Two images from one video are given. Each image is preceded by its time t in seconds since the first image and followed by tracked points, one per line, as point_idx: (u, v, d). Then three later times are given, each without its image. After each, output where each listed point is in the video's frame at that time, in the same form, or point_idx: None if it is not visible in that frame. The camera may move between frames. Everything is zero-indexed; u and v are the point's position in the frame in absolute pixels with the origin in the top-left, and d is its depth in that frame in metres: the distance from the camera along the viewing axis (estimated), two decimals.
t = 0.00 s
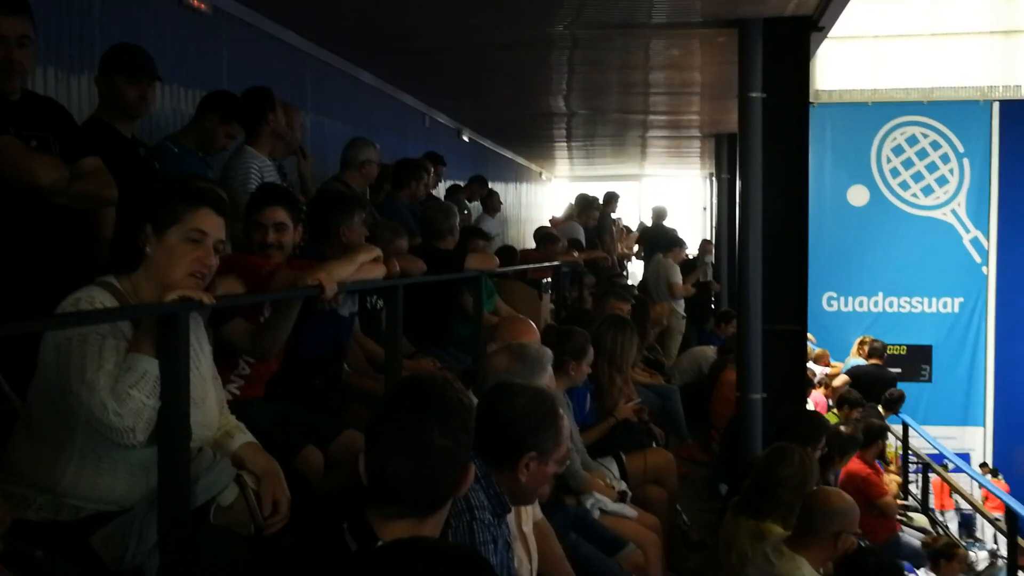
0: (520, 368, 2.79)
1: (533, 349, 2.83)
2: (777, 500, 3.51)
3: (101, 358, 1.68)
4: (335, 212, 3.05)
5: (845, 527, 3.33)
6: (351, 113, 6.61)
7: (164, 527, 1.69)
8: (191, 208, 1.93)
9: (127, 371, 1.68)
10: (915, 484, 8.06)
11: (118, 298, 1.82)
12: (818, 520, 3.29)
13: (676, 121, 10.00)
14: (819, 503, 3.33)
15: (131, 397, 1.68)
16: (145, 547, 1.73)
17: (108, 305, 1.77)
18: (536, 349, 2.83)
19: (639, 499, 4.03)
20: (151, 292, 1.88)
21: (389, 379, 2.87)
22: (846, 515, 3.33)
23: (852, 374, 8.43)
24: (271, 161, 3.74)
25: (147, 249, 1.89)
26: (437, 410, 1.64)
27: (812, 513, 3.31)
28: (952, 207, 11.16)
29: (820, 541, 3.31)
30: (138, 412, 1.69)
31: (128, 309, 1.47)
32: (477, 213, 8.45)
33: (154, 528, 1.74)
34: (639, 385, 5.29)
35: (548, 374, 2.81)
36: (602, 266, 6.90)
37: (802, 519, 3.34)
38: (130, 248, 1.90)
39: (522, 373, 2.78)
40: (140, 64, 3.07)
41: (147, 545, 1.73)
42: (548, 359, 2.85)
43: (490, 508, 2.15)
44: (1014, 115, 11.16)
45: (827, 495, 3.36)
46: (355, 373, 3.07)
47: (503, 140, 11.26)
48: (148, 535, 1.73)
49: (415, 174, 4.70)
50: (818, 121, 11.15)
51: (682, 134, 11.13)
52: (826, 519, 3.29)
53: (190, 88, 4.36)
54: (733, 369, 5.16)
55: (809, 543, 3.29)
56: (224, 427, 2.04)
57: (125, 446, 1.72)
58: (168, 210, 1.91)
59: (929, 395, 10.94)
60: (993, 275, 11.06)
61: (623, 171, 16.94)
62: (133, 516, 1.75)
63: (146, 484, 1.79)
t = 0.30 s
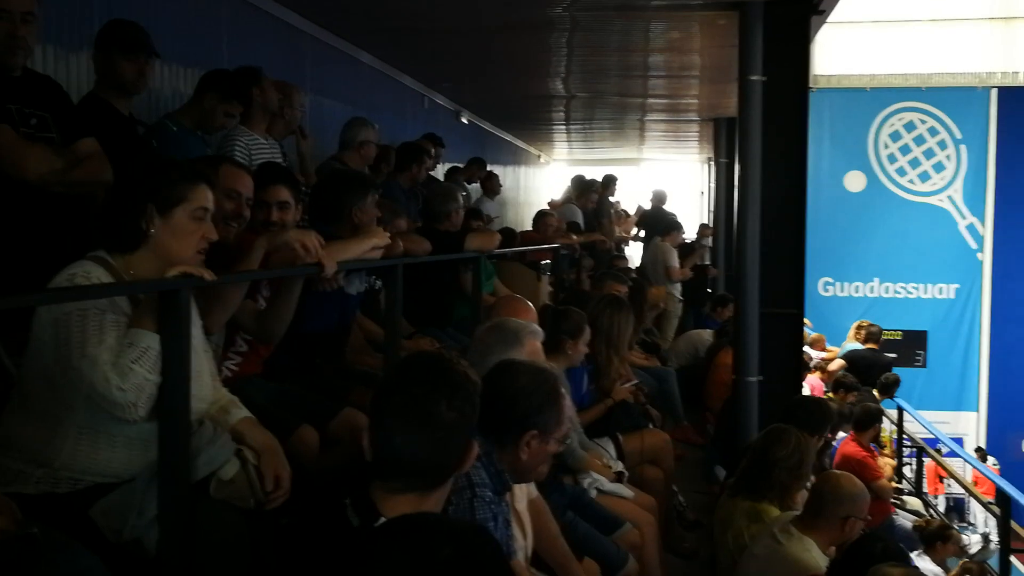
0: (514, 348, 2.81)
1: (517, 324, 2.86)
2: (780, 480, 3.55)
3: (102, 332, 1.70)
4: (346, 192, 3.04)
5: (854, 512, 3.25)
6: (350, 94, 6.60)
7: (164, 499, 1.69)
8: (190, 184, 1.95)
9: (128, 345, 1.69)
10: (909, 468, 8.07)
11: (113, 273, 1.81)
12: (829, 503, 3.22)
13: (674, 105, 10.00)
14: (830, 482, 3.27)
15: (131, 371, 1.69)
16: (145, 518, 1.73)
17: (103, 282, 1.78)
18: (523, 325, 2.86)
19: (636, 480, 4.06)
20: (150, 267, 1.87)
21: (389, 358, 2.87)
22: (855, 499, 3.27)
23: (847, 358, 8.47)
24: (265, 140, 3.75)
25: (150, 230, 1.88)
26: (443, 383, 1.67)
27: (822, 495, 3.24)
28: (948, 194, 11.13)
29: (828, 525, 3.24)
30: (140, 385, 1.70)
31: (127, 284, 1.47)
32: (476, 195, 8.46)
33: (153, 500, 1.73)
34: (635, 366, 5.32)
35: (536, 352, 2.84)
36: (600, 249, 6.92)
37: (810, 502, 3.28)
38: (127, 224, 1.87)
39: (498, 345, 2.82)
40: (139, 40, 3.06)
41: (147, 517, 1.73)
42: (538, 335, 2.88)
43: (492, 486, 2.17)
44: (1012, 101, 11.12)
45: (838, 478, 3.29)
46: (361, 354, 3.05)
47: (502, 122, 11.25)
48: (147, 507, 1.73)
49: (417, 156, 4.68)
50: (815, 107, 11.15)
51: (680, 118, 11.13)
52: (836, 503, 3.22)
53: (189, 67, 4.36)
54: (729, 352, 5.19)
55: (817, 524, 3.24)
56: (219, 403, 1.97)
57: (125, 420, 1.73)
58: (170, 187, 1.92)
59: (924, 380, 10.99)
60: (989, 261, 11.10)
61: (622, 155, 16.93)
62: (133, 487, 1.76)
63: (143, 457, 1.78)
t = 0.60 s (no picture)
0: (462, 334, 2.79)
1: (469, 310, 2.85)
2: (733, 466, 3.60)
3: (46, 318, 1.65)
4: (314, 184, 3.00)
5: (809, 497, 3.38)
6: (305, 78, 6.51)
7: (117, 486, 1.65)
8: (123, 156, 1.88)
9: (77, 330, 1.68)
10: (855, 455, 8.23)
11: (46, 255, 1.81)
12: (785, 488, 3.33)
13: (630, 95, 10.04)
14: (786, 470, 3.40)
15: (76, 354, 1.67)
16: (91, 496, 1.71)
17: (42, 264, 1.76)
18: (474, 311, 2.85)
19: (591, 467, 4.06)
20: (90, 252, 1.83)
21: (343, 344, 2.84)
22: (810, 485, 3.39)
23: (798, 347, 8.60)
24: (225, 123, 3.66)
25: (111, 217, 1.83)
26: (402, 363, 1.70)
27: (779, 480, 3.35)
28: (896, 186, 11.32)
29: (785, 509, 3.34)
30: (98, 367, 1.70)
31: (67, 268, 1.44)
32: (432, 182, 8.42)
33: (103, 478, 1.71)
34: (589, 353, 5.36)
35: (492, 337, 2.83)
36: (556, 238, 6.92)
37: (767, 486, 3.38)
38: (75, 207, 1.81)
39: (453, 328, 2.81)
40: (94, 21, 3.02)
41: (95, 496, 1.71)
42: (492, 322, 2.87)
43: (448, 473, 2.15)
44: (960, 96, 11.46)
45: (794, 465, 3.41)
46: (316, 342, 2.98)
47: (458, 109, 11.20)
48: (95, 486, 1.71)
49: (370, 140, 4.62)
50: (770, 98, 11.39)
51: (635, 108, 11.18)
52: (792, 489, 3.34)
53: (140, 47, 4.25)
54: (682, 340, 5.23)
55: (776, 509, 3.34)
56: (155, 386, 1.95)
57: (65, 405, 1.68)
58: (108, 161, 1.84)
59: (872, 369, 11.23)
60: (935, 253, 11.32)
61: (577, 144, 16.96)
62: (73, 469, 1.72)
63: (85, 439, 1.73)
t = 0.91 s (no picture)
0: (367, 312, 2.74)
1: (376, 290, 2.80)
2: (622, 441, 3.66)
3: None
4: (205, 156, 2.87)
5: (695, 468, 3.50)
6: (195, 47, 6.27)
7: None
8: None
9: None
10: (741, 433, 8.51)
11: None
12: (671, 460, 3.46)
13: (528, 76, 10.07)
14: (671, 442, 3.52)
15: None
16: None
17: None
18: (382, 292, 2.80)
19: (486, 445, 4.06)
20: None
21: (234, 323, 2.75)
22: (696, 457, 3.50)
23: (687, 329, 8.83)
24: (113, 91, 3.54)
25: None
26: (298, 340, 1.68)
27: (666, 452, 3.48)
28: (783, 173, 11.72)
29: (671, 481, 3.46)
30: None
31: None
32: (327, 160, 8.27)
33: None
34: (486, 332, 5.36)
35: (397, 316, 2.79)
36: (452, 216, 6.88)
37: (655, 458, 3.50)
38: None
39: (360, 309, 2.74)
40: None
41: None
42: (399, 304, 2.82)
43: (342, 450, 2.13)
44: (843, 88, 11.89)
45: (680, 437, 3.53)
46: (206, 317, 2.86)
47: (353, 85, 11.00)
48: None
49: (260, 113, 4.40)
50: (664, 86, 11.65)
51: (532, 89, 11.20)
52: (678, 460, 3.46)
53: (14, 7, 4.00)
54: (577, 321, 5.28)
55: (664, 482, 3.44)
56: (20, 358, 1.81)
57: None
58: None
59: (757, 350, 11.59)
60: (819, 238, 11.79)
61: (474, 124, 16.93)
62: None
63: None
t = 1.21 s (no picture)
0: (300, 289, 2.69)
1: (310, 267, 2.74)
2: (551, 415, 3.70)
3: None
4: (117, 122, 2.77)
5: (625, 441, 3.53)
6: (119, 15, 6.07)
7: None
8: None
9: None
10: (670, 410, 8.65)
11: None
12: (601, 434, 3.49)
13: (462, 53, 9.99)
14: (602, 417, 3.54)
15: None
16: None
17: None
18: (316, 269, 2.74)
19: (418, 422, 4.05)
20: None
21: (159, 300, 2.66)
22: (626, 430, 3.53)
23: (619, 307, 8.93)
24: (37, 64, 3.52)
25: None
26: (233, 314, 1.66)
27: (596, 427, 3.51)
28: (714, 155, 11.87)
29: (601, 455, 3.50)
30: None
31: None
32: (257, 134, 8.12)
33: None
34: (418, 311, 5.33)
35: (328, 292, 2.73)
36: (385, 194, 6.81)
37: (585, 434, 3.53)
38: None
39: (292, 285, 2.70)
40: None
41: None
42: (332, 281, 2.77)
43: (273, 427, 2.09)
44: (773, 71, 12.03)
45: (610, 411, 3.56)
46: (130, 292, 2.77)
47: (284, 59, 10.80)
48: None
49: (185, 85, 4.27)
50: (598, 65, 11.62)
51: (466, 66, 11.14)
52: (607, 435, 3.50)
53: None
54: (510, 299, 5.26)
55: (593, 456, 3.49)
56: None
57: None
58: None
59: (686, 329, 11.80)
60: (746, 219, 12.04)
61: (407, 101, 16.76)
62: None
63: None
